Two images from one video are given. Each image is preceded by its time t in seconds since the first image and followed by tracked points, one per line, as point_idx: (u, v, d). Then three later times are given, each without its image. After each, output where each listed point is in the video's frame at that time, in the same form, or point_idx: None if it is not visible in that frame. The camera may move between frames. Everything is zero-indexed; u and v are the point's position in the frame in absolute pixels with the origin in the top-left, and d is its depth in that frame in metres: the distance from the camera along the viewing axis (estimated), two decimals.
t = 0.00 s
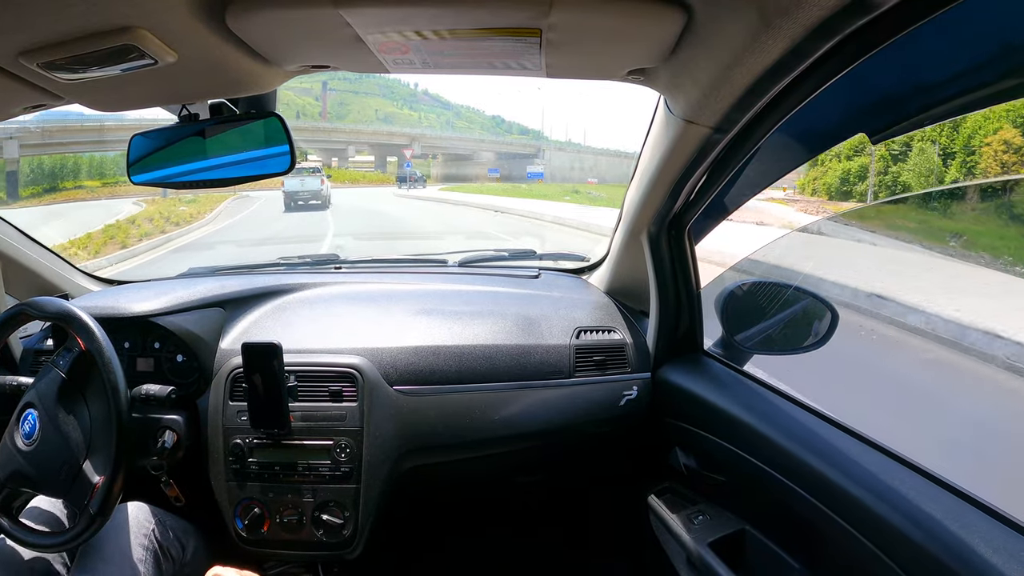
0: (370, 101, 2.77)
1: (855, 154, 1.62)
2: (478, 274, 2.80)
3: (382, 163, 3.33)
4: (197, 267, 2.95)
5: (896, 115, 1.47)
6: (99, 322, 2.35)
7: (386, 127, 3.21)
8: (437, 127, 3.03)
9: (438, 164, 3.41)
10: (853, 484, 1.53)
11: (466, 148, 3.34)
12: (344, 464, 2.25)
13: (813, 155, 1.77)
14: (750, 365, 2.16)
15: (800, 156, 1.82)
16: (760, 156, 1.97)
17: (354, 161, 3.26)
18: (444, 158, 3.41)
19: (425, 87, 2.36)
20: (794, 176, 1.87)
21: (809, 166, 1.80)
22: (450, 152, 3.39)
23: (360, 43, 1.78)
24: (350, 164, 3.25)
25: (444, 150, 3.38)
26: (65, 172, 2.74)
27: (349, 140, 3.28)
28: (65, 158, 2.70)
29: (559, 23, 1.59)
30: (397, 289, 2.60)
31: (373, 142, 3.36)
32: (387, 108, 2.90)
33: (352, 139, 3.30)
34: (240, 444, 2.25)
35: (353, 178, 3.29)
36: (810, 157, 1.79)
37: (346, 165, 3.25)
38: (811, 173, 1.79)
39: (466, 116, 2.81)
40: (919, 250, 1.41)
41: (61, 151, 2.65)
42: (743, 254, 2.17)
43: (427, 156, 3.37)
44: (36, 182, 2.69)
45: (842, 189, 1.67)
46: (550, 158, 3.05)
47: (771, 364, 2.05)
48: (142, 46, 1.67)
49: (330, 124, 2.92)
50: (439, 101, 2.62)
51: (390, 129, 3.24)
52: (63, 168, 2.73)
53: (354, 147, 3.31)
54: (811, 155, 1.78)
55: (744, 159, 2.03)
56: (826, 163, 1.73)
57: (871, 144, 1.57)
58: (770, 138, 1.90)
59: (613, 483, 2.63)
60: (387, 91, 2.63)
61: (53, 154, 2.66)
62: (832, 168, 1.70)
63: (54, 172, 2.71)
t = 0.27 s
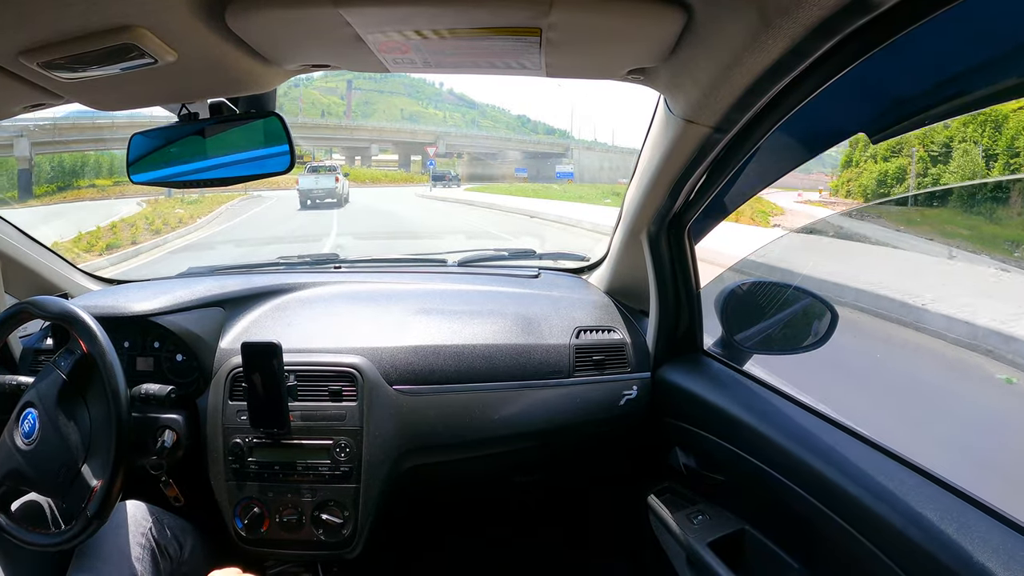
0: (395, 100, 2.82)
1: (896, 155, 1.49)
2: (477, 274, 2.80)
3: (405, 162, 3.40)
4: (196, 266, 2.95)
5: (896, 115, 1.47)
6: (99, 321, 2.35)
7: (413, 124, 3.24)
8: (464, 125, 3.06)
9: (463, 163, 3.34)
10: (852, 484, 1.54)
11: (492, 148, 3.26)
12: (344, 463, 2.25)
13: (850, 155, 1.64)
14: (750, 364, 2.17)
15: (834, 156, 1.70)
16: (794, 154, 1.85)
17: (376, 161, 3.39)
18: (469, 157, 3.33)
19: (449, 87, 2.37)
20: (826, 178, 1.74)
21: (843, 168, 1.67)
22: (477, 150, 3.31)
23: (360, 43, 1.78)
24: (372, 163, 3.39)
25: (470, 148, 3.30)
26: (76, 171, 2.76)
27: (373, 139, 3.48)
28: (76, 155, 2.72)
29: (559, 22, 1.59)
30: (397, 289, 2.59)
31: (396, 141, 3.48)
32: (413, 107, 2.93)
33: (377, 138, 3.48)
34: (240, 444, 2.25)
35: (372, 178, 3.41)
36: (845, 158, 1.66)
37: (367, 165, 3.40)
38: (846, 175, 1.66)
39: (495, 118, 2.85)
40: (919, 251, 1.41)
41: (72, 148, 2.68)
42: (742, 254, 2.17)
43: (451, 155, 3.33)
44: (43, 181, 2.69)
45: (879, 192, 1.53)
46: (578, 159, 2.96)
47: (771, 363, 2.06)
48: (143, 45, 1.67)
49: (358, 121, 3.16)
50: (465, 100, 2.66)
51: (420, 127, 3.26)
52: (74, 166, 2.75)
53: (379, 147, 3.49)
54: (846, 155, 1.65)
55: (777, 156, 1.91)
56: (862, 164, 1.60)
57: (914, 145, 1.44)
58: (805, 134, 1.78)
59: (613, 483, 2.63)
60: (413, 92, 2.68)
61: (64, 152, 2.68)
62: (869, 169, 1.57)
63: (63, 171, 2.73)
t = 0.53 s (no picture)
0: (420, 100, 2.76)
1: (932, 156, 1.37)
2: (477, 274, 2.80)
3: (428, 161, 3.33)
4: (196, 266, 2.95)
5: (895, 115, 1.47)
6: (99, 321, 2.35)
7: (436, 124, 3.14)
8: (489, 126, 2.93)
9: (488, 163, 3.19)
10: (851, 484, 1.54)
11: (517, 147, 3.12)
12: (344, 463, 2.25)
13: (882, 157, 1.52)
14: (750, 364, 2.17)
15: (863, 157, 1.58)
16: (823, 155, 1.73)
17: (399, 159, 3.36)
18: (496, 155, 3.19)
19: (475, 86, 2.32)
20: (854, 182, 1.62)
21: (873, 171, 1.55)
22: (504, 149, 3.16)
23: (360, 43, 1.78)
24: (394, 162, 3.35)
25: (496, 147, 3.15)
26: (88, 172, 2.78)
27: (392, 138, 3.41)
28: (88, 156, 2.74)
29: (560, 22, 1.59)
30: (396, 289, 2.59)
31: (417, 139, 3.41)
32: (437, 107, 2.85)
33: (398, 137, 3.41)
34: (239, 443, 2.25)
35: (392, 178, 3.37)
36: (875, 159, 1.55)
37: (389, 164, 3.37)
38: (877, 178, 1.54)
39: (521, 119, 2.74)
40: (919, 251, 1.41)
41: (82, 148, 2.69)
42: (742, 254, 2.18)
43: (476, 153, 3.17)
44: (53, 180, 2.72)
45: (914, 196, 1.42)
46: (607, 159, 2.68)
47: (771, 363, 2.06)
48: (143, 45, 1.67)
49: (381, 120, 3.11)
50: (490, 100, 2.57)
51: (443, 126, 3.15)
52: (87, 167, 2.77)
53: (401, 146, 3.43)
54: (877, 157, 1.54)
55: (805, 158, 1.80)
56: (894, 167, 1.48)
57: (954, 147, 1.33)
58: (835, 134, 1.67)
59: (612, 483, 2.63)
60: (438, 92, 2.61)
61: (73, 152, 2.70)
62: (901, 171, 1.46)
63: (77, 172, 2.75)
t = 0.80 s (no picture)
0: (441, 102, 2.71)
1: (968, 159, 1.29)
2: (476, 273, 2.80)
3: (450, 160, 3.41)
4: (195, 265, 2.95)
5: (896, 115, 1.47)
6: (98, 320, 2.34)
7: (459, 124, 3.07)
8: (511, 124, 2.93)
9: (510, 163, 3.27)
10: (850, 484, 1.54)
11: (540, 145, 3.12)
12: (343, 462, 2.25)
13: (915, 158, 1.43)
14: (749, 364, 2.17)
15: (891, 157, 1.51)
16: (850, 154, 1.66)
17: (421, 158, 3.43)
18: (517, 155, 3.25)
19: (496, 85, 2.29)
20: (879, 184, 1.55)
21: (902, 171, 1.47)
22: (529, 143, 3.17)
23: (359, 42, 1.78)
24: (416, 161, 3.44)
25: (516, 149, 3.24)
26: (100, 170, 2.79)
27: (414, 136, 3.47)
28: (104, 155, 2.75)
29: (560, 21, 1.58)
30: (395, 288, 2.59)
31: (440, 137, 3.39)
32: (460, 107, 2.74)
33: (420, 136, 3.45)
34: (238, 442, 2.25)
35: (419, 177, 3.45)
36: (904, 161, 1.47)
37: (411, 163, 3.49)
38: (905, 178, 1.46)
39: (547, 121, 2.68)
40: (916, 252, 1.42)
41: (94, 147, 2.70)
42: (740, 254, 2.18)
43: (500, 153, 3.25)
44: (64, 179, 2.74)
45: (935, 196, 1.36)
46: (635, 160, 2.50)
47: (768, 362, 2.07)
48: (142, 43, 1.67)
49: (403, 119, 3.07)
50: (512, 101, 2.53)
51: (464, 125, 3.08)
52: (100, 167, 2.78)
53: (424, 145, 3.46)
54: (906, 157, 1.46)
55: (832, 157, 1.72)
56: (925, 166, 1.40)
57: (992, 148, 1.24)
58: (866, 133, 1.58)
59: (611, 482, 2.63)
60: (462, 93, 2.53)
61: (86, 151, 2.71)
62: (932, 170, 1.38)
63: (92, 171, 2.77)
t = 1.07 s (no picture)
0: (465, 100, 2.70)
1: (1006, 162, 1.20)
2: (476, 273, 2.80)
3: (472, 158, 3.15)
4: (195, 265, 2.97)
5: (896, 115, 1.47)
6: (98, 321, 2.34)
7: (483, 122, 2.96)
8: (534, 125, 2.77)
9: (533, 162, 3.11)
10: (850, 484, 1.54)
11: (568, 146, 2.93)
12: (343, 463, 2.25)
13: (947, 161, 1.34)
14: (749, 364, 2.17)
15: (916, 159, 1.42)
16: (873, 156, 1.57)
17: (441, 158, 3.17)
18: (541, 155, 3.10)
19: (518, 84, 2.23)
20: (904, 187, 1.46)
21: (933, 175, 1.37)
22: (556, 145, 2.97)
23: (358, 43, 1.78)
24: (437, 161, 3.16)
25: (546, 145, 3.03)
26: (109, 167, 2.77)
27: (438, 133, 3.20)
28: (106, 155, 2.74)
29: (559, 22, 1.58)
30: (395, 289, 2.59)
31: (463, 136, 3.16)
32: (482, 106, 2.77)
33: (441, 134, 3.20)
34: (239, 443, 2.25)
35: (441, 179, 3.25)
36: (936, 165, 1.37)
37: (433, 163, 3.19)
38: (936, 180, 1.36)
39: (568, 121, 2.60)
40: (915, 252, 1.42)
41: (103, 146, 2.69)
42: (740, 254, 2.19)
43: (525, 153, 3.07)
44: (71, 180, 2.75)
45: (935, 196, 1.36)
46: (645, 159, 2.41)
47: (768, 362, 2.07)
48: (142, 44, 1.67)
49: (427, 116, 2.98)
50: (534, 101, 2.45)
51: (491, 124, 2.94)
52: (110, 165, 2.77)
53: (445, 144, 3.21)
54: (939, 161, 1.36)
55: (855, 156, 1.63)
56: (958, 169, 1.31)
57: None
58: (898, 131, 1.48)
59: (611, 483, 2.64)
60: (478, 92, 2.55)
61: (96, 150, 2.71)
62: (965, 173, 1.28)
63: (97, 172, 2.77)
